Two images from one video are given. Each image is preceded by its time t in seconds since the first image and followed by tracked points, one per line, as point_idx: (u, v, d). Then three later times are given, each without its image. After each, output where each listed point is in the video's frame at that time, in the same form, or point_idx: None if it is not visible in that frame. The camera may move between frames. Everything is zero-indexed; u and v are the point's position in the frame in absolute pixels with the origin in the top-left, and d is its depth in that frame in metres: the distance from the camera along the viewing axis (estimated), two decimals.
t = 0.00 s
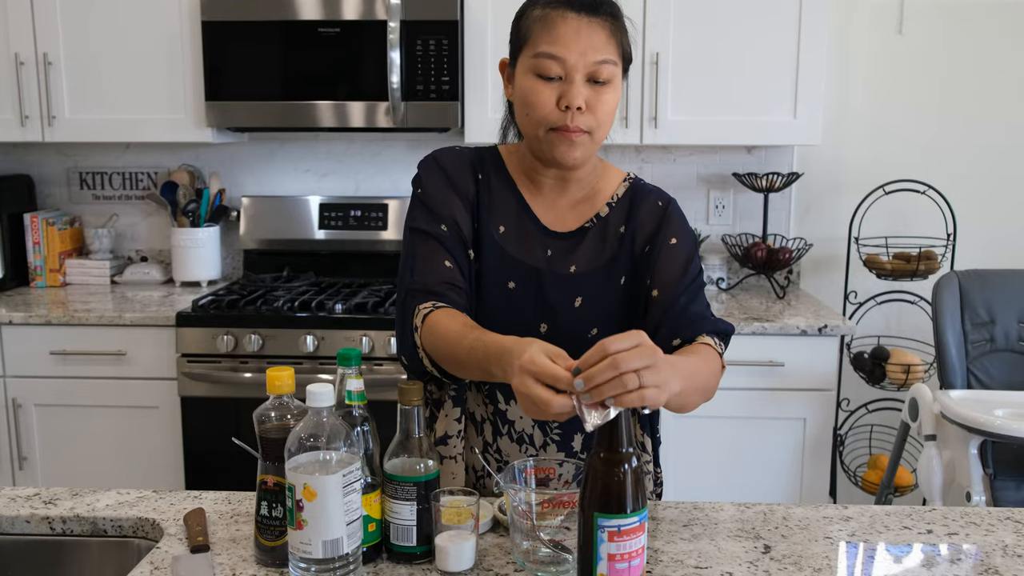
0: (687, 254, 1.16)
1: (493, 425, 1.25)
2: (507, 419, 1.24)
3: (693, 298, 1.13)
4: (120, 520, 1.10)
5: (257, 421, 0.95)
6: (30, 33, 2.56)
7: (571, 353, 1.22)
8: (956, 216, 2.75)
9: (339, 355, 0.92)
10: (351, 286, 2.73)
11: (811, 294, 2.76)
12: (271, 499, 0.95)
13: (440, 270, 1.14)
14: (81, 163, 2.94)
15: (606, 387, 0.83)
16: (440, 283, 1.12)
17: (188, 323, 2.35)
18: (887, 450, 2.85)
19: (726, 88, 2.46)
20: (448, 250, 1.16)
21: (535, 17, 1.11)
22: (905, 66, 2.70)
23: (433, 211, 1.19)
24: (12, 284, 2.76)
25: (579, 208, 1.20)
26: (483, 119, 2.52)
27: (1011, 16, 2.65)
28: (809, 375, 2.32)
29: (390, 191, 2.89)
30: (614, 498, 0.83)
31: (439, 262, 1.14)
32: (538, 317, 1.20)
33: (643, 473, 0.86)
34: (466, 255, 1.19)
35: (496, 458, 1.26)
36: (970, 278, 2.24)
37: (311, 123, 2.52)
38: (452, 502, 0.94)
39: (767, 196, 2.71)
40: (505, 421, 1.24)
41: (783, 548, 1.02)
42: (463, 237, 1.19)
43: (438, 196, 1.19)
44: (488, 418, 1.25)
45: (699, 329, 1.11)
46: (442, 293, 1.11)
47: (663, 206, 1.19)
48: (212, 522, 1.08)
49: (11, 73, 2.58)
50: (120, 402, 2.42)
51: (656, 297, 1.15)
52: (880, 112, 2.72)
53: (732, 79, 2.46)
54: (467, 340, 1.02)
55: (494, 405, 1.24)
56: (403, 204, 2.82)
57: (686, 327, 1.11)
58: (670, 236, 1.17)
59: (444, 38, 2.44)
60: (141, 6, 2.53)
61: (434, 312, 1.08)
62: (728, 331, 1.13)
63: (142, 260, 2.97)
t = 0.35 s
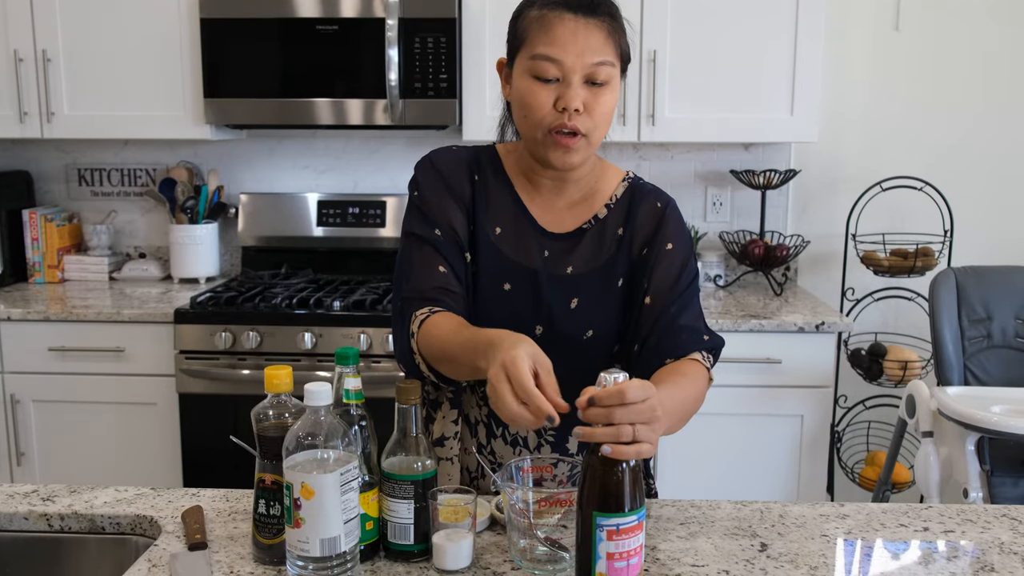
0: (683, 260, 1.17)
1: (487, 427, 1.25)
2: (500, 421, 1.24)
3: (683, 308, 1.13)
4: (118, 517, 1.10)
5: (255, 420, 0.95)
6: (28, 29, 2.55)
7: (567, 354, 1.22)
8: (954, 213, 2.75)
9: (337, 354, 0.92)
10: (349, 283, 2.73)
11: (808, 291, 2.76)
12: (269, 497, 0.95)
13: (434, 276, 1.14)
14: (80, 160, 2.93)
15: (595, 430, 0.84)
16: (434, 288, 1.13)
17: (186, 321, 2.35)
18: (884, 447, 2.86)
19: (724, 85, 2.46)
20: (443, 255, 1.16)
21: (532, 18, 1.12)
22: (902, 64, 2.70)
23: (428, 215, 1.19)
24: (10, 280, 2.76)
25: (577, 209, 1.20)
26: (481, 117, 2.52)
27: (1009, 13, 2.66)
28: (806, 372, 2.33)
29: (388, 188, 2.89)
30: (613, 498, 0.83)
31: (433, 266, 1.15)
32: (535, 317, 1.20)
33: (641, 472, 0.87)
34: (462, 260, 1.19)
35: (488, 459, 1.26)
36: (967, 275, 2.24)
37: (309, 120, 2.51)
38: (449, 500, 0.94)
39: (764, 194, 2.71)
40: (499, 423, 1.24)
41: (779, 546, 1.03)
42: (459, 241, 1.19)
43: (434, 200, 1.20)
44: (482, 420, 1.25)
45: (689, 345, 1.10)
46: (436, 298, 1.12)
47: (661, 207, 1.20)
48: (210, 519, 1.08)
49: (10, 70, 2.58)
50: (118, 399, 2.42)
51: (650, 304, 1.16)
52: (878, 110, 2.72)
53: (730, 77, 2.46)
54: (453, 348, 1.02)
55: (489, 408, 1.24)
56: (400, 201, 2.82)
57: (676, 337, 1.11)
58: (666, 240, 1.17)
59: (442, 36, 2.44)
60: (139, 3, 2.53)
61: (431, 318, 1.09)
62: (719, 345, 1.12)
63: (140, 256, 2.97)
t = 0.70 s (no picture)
0: (676, 261, 1.16)
1: (475, 429, 1.26)
2: (490, 423, 1.25)
3: (676, 313, 1.13)
4: (116, 519, 1.10)
5: (255, 423, 0.95)
6: (28, 30, 2.55)
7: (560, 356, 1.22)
8: (953, 213, 2.76)
9: (337, 357, 0.92)
10: (348, 284, 2.73)
11: (807, 291, 2.77)
12: (268, 500, 0.95)
13: (440, 265, 1.14)
14: (79, 160, 2.93)
15: (587, 428, 0.85)
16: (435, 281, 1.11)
17: (186, 322, 2.35)
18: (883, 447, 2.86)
19: (723, 85, 2.46)
20: (444, 248, 1.16)
21: (526, 10, 1.13)
22: (901, 64, 2.70)
23: (424, 210, 1.18)
24: (10, 280, 2.76)
25: (569, 208, 1.20)
26: (480, 117, 2.52)
27: (1007, 14, 2.66)
28: (805, 372, 2.33)
29: (387, 189, 2.89)
30: (610, 499, 0.83)
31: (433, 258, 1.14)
32: (526, 319, 1.20)
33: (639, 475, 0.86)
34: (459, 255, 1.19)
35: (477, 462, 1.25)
36: (966, 275, 2.24)
37: (309, 121, 2.51)
38: (448, 503, 0.95)
39: (763, 194, 2.71)
40: (488, 425, 1.25)
41: (778, 549, 1.03)
42: (456, 238, 1.19)
43: (430, 199, 1.19)
44: (473, 421, 1.26)
45: (683, 350, 1.10)
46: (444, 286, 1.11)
47: (656, 206, 1.20)
48: (209, 522, 1.08)
49: (9, 70, 2.58)
50: (117, 399, 2.42)
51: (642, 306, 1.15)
52: (877, 111, 2.72)
53: (729, 77, 2.46)
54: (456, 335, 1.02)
55: (478, 409, 1.25)
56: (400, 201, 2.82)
57: (668, 342, 1.11)
58: (661, 241, 1.17)
59: (441, 37, 2.44)
60: (139, 4, 2.53)
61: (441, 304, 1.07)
62: (712, 350, 1.13)
63: (139, 256, 2.97)
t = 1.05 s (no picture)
0: (680, 264, 1.16)
1: (489, 429, 1.25)
2: (504, 423, 1.24)
3: (679, 316, 1.13)
4: (117, 525, 1.10)
5: (255, 428, 0.95)
6: (29, 34, 2.55)
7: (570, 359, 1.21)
8: (953, 217, 2.76)
9: (337, 362, 0.92)
10: (348, 289, 2.73)
11: (807, 295, 2.76)
12: (269, 506, 0.95)
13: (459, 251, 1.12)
14: (80, 164, 2.93)
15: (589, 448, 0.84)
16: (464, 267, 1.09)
17: (186, 326, 2.34)
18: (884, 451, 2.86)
19: (724, 90, 2.46)
20: (462, 236, 1.15)
21: (510, 18, 1.14)
22: (902, 67, 2.70)
23: (438, 202, 1.17)
24: (10, 285, 2.76)
25: (575, 211, 1.20)
26: (480, 121, 2.52)
27: (1007, 18, 2.66)
28: (806, 376, 2.33)
29: (387, 193, 2.89)
30: (610, 503, 0.83)
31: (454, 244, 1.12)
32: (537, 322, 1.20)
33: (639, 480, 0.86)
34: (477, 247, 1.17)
35: (491, 462, 1.25)
36: (967, 279, 2.24)
37: (308, 125, 2.52)
38: (449, 509, 0.95)
39: (763, 197, 2.71)
40: (501, 425, 1.24)
41: (780, 554, 1.03)
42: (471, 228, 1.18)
43: (443, 190, 1.19)
44: (485, 422, 1.25)
45: (683, 351, 1.11)
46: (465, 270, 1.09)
47: (660, 210, 1.21)
48: (209, 527, 1.08)
49: (10, 75, 2.58)
50: (117, 404, 2.42)
51: (646, 309, 1.15)
52: (876, 114, 2.72)
53: (729, 81, 2.46)
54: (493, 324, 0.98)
55: (491, 410, 1.24)
56: (400, 206, 2.82)
57: (671, 343, 1.11)
58: (664, 245, 1.17)
59: (441, 41, 2.44)
60: (139, 8, 2.53)
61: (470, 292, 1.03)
62: (711, 350, 1.14)
63: (139, 261, 2.97)
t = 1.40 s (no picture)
0: (677, 272, 1.17)
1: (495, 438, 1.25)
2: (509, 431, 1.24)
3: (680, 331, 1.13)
4: (117, 529, 1.10)
5: (256, 433, 0.95)
6: (30, 39, 2.56)
7: (567, 363, 1.21)
8: (953, 220, 2.76)
9: (338, 366, 0.92)
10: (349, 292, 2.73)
11: (808, 299, 2.76)
12: (270, 510, 0.95)
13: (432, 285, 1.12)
14: (80, 169, 2.94)
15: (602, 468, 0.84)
16: (440, 305, 1.09)
17: (186, 330, 2.34)
18: (885, 455, 2.85)
19: (724, 94, 2.46)
20: (437, 264, 1.15)
21: (525, 21, 1.12)
22: (902, 70, 2.70)
23: (419, 230, 1.18)
24: (11, 289, 2.76)
25: (568, 214, 1.21)
26: (480, 125, 2.52)
27: (1007, 21, 2.66)
28: (807, 380, 2.33)
29: (387, 197, 2.89)
30: (612, 508, 0.83)
31: (430, 278, 1.13)
32: (534, 325, 1.20)
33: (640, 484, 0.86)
34: (461, 269, 1.17)
35: (499, 470, 1.25)
36: (969, 283, 2.24)
37: (309, 129, 2.52)
38: (450, 513, 0.93)
39: (764, 201, 2.71)
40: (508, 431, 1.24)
41: (782, 558, 1.02)
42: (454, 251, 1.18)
43: (424, 216, 1.19)
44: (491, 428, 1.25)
45: (689, 368, 1.08)
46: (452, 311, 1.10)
47: (655, 215, 1.21)
48: (210, 532, 1.08)
49: (11, 79, 2.58)
50: (118, 408, 2.42)
51: (649, 318, 1.15)
52: (876, 118, 2.73)
53: (729, 85, 2.46)
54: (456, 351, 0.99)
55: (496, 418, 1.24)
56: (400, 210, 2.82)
57: (676, 359, 1.08)
58: (661, 252, 1.18)
59: (442, 45, 2.45)
60: (140, 13, 2.53)
61: (427, 334, 1.06)
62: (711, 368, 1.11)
63: (140, 265, 2.97)
